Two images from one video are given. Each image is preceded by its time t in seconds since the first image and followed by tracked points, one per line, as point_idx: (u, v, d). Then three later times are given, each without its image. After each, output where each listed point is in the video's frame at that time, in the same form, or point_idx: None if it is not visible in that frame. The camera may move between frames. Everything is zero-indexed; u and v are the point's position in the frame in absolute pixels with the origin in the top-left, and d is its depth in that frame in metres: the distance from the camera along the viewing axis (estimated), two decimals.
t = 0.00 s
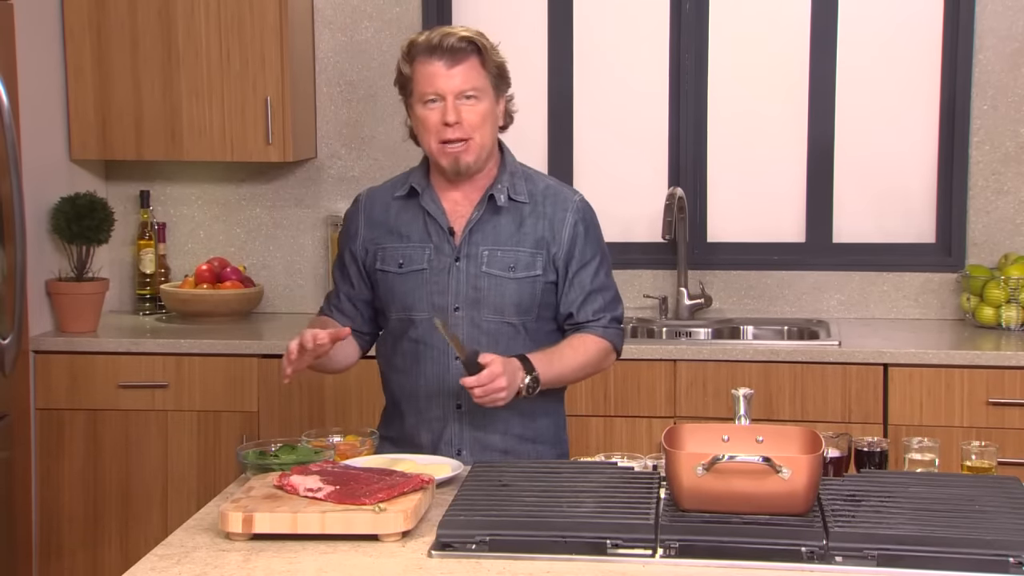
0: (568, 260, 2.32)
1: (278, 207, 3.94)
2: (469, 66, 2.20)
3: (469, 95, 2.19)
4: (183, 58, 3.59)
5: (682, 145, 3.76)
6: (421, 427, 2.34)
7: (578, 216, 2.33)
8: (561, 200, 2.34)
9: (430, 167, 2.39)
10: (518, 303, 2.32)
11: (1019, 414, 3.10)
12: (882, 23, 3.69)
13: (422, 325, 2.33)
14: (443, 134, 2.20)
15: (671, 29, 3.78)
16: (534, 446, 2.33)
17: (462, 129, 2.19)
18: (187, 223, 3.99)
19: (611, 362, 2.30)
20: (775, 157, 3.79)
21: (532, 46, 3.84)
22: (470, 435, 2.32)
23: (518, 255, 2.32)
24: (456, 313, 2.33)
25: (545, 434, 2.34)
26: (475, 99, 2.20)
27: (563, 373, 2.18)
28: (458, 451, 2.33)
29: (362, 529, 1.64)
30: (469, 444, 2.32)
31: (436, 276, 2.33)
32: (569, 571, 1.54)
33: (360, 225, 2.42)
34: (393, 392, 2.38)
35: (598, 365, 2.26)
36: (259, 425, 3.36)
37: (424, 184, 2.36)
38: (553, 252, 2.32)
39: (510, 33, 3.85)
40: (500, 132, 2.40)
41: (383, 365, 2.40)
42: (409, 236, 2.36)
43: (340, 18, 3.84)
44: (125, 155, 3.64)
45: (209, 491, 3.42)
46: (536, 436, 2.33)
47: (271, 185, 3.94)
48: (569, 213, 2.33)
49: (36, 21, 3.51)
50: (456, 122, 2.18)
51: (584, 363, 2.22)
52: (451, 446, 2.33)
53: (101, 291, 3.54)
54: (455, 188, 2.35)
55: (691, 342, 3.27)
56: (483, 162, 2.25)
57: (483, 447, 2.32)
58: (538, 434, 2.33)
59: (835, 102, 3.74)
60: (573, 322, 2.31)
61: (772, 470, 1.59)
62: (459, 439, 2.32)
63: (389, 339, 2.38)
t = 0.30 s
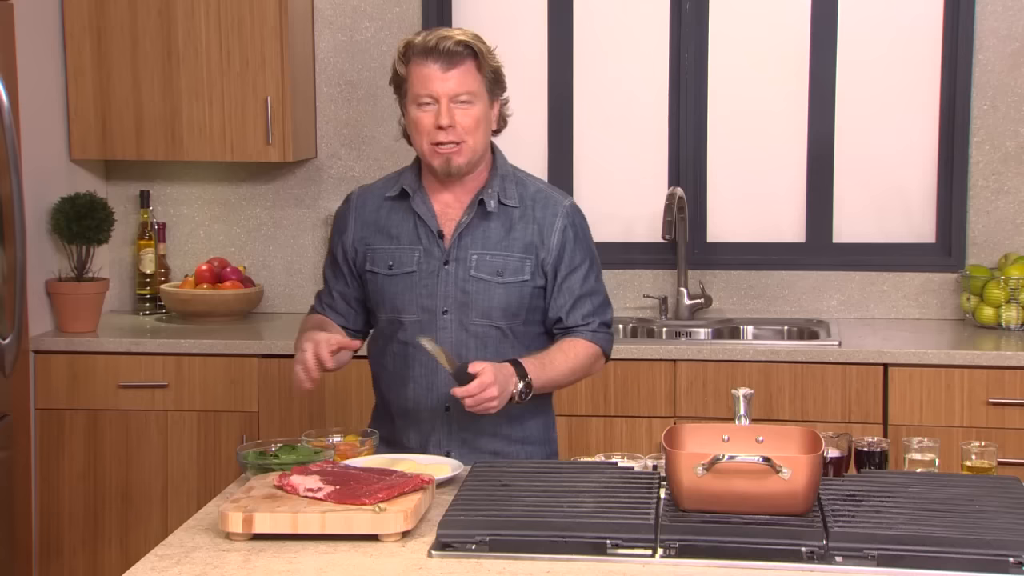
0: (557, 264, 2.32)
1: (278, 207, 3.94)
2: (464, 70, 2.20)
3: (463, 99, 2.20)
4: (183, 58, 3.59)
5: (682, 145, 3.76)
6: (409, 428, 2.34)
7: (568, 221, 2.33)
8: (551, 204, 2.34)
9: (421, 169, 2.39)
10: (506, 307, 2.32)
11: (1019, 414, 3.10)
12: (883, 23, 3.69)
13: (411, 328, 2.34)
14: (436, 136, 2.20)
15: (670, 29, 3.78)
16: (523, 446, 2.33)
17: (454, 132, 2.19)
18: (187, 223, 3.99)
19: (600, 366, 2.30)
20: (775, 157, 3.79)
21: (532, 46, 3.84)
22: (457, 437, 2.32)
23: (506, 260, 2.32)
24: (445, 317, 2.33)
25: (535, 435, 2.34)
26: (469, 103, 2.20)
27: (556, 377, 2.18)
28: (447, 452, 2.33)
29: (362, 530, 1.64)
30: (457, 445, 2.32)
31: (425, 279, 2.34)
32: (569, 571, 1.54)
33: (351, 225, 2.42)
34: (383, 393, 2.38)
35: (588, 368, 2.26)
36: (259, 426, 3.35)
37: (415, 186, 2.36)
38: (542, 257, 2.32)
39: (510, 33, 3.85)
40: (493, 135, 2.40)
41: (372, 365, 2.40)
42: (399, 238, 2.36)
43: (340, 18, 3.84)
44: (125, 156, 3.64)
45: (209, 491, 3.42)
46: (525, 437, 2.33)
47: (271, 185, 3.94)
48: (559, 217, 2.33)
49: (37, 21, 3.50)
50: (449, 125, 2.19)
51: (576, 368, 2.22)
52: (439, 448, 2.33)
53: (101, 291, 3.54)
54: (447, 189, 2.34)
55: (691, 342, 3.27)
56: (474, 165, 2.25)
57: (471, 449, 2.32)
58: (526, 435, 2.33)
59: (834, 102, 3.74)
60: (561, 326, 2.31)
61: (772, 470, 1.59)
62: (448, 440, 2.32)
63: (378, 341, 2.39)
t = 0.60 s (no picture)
0: (532, 255, 2.32)
1: (278, 207, 3.94)
2: (439, 64, 2.19)
3: (438, 92, 2.18)
4: (183, 58, 3.59)
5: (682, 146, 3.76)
6: (387, 421, 2.33)
7: (541, 211, 2.33)
8: (525, 195, 2.34)
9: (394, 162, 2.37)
10: (482, 297, 2.31)
11: (1019, 414, 3.10)
12: (882, 23, 3.69)
13: (387, 319, 2.33)
14: (411, 129, 2.18)
15: (670, 29, 3.78)
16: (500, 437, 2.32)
17: (430, 126, 2.18)
18: (187, 223, 3.99)
19: (575, 353, 2.30)
20: (775, 157, 3.79)
21: (532, 46, 3.84)
22: (438, 429, 2.31)
23: (482, 251, 2.31)
24: (421, 308, 2.33)
25: (510, 425, 2.33)
26: (444, 96, 2.19)
27: (534, 361, 2.20)
28: (425, 444, 2.32)
29: (362, 530, 1.64)
30: (435, 437, 2.32)
31: (401, 271, 2.33)
32: (569, 571, 1.54)
33: (322, 218, 2.39)
34: (359, 386, 2.36)
35: (565, 354, 2.27)
36: (259, 426, 3.36)
37: (388, 179, 2.34)
38: (517, 247, 2.32)
39: (511, 34, 3.85)
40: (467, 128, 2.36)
41: (347, 359, 2.39)
42: (374, 230, 2.35)
43: (340, 18, 3.84)
44: (125, 156, 3.64)
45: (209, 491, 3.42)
46: (502, 428, 2.32)
47: (271, 185, 3.94)
48: (533, 208, 2.33)
49: (37, 21, 3.51)
50: (425, 118, 2.17)
51: (553, 355, 2.23)
52: (418, 440, 2.32)
53: (101, 291, 3.54)
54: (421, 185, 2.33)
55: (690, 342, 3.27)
56: (449, 159, 2.24)
57: (449, 441, 2.31)
58: (505, 426, 2.33)
59: (834, 102, 3.74)
60: (538, 316, 2.31)
61: (772, 470, 1.59)
62: (426, 431, 2.32)
63: (352, 334, 2.37)
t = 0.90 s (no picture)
0: (501, 250, 2.32)
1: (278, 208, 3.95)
2: (401, 70, 2.14)
3: (401, 99, 2.14)
4: (183, 58, 3.58)
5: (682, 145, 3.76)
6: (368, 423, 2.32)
7: (508, 207, 2.34)
8: (490, 191, 2.34)
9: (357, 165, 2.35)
10: (456, 294, 2.31)
11: (1019, 414, 3.10)
12: (883, 23, 3.68)
13: (364, 322, 2.32)
14: (376, 137, 2.15)
15: (670, 30, 3.78)
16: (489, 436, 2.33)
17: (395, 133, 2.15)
18: (187, 224, 3.99)
19: (542, 350, 2.32)
20: (775, 157, 3.79)
21: (533, 46, 3.84)
22: (418, 427, 2.32)
23: (453, 248, 2.31)
24: (397, 308, 2.31)
25: (488, 421, 2.35)
26: (407, 103, 2.15)
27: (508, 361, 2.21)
28: (407, 444, 2.33)
29: (362, 530, 1.64)
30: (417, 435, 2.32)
31: (376, 273, 2.32)
32: (569, 571, 1.54)
33: (288, 226, 2.35)
34: (337, 390, 2.34)
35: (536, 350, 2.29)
36: (259, 425, 3.36)
37: (354, 183, 2.31)
38: (487, 244, 2.32)
39: (511, 34, 3.85)
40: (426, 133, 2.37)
41: (320, 365, 2.36)
42: (344, 235, 2.33)
43: (340, 18, 3.84)
44: (125, 156, 3.64)
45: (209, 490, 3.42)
46: (481, 422, 2.34)
47: (271, 185, 3.94)
48: (499, 204, 2.33)
49: (37, 20, 3.51)
50: (389, 125, 2.14)
51: (524, 352, 2.25)
52: (400, 440, 2.33)
53: (101, 291, 3.54)
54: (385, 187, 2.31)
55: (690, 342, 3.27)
56: (413, 161, 2.22)
57: (432, 438, 2.32)
58: (483, 420, 2.34)
59: (834, 102, 3.74)
60: (507, 311, 2.32)
61: (772, 470, 1.59)
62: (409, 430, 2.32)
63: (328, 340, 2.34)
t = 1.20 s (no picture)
0: (490, 244, 2.32)
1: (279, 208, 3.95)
2: (369, 108, 2.08)
3: (371, 135, 2.10)
4: (183, 58, 3.58)
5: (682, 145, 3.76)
6: (361, 422, 2.33)
7: (495, 201, 2.34)
8: (476, 186, 2.34)
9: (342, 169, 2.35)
10: (445, 289, 2.31)
11: (1019, 414, 3.10)
12: (883, 22, 3.68)
13: (353, 321, 2.31)
14: (349, 170, 2.14)
15: (670, 30, 3.78)
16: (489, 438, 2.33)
17: (367, 167, 2.13)
18: (187, 224, 3.99)
19: (537, 340, 2.31)
20: (775, 157, 3.79)
21: (533, 46, 3.84)
22: (409, 424, 2.32)
23: (441, 243, 2.32)
24: (386, 306, 2.31)
25: (482, 418, 2.35)
26: (378, 136, 2.11)
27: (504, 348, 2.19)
28: (401, 442, 2.34)
29: (362, 530, 1.64)
30: (410, 433, 2.33)
31: (363, 271, 2.31)
32: (569, 571, 1.54)
33: (277, 230, 2.37)
34: (329, 390, 2.35)
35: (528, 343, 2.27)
36: (259, 425, 3.36)
37: (337, 186, 2.31)
38: (475, 238, 2.32)
39: (511, 34, 3.85)
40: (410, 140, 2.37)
41: (314, 366, 2.37)
42: (331, 235, 2.33)
43: (340, 18, 3.84)
44: (125, 156, 3.64)
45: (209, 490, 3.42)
46: (473, 420, 2.34)
47: (271, 185, 3.94)
48: (486, 198, 2.33)
49: (37, 19, 3.51)
50: (361, 163, 2.12)
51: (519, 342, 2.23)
52: (394, 438, 2.33)
53: (101, 291, 3.54)
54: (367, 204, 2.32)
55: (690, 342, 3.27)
56: (390, 180, 2.21)
57: (425, 436, 2.32)
58: (476, 418, 2.34)
59: (834, 102, 3.74)
60: (500, 304, 2.31)
61: (772, 470, 1.59)
62: (402, 428, 2.33)
63: (319, 341, 2.35)
